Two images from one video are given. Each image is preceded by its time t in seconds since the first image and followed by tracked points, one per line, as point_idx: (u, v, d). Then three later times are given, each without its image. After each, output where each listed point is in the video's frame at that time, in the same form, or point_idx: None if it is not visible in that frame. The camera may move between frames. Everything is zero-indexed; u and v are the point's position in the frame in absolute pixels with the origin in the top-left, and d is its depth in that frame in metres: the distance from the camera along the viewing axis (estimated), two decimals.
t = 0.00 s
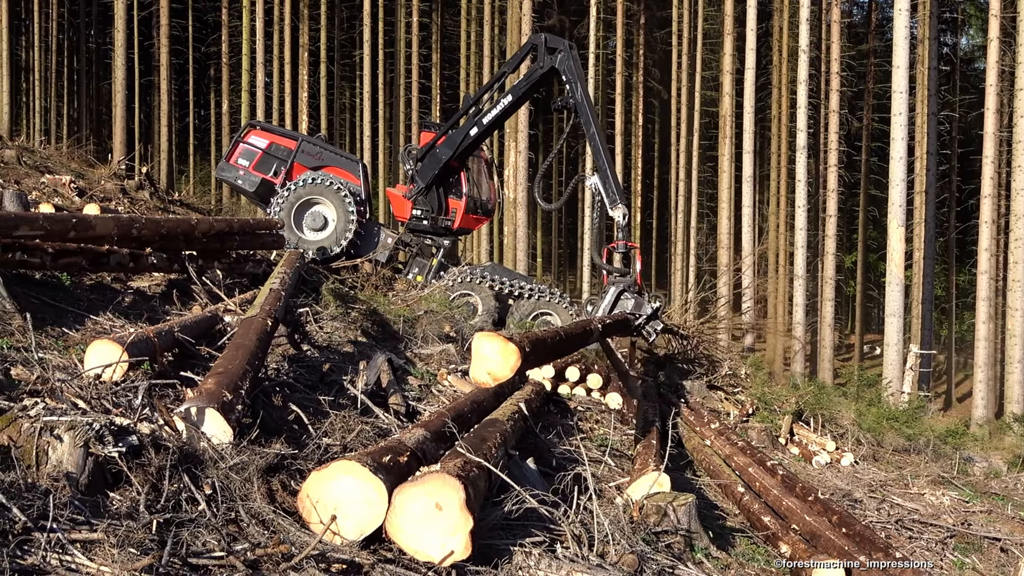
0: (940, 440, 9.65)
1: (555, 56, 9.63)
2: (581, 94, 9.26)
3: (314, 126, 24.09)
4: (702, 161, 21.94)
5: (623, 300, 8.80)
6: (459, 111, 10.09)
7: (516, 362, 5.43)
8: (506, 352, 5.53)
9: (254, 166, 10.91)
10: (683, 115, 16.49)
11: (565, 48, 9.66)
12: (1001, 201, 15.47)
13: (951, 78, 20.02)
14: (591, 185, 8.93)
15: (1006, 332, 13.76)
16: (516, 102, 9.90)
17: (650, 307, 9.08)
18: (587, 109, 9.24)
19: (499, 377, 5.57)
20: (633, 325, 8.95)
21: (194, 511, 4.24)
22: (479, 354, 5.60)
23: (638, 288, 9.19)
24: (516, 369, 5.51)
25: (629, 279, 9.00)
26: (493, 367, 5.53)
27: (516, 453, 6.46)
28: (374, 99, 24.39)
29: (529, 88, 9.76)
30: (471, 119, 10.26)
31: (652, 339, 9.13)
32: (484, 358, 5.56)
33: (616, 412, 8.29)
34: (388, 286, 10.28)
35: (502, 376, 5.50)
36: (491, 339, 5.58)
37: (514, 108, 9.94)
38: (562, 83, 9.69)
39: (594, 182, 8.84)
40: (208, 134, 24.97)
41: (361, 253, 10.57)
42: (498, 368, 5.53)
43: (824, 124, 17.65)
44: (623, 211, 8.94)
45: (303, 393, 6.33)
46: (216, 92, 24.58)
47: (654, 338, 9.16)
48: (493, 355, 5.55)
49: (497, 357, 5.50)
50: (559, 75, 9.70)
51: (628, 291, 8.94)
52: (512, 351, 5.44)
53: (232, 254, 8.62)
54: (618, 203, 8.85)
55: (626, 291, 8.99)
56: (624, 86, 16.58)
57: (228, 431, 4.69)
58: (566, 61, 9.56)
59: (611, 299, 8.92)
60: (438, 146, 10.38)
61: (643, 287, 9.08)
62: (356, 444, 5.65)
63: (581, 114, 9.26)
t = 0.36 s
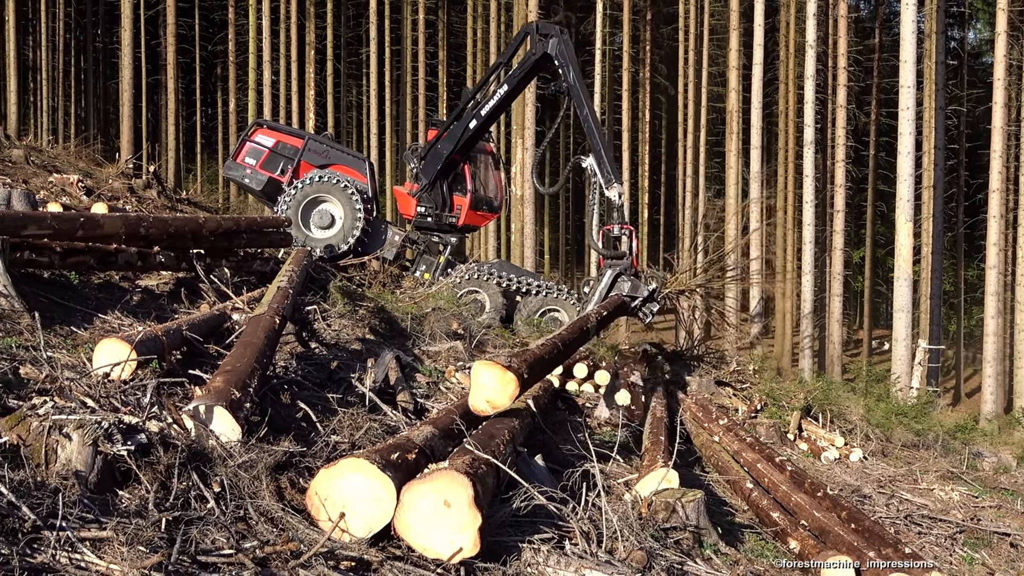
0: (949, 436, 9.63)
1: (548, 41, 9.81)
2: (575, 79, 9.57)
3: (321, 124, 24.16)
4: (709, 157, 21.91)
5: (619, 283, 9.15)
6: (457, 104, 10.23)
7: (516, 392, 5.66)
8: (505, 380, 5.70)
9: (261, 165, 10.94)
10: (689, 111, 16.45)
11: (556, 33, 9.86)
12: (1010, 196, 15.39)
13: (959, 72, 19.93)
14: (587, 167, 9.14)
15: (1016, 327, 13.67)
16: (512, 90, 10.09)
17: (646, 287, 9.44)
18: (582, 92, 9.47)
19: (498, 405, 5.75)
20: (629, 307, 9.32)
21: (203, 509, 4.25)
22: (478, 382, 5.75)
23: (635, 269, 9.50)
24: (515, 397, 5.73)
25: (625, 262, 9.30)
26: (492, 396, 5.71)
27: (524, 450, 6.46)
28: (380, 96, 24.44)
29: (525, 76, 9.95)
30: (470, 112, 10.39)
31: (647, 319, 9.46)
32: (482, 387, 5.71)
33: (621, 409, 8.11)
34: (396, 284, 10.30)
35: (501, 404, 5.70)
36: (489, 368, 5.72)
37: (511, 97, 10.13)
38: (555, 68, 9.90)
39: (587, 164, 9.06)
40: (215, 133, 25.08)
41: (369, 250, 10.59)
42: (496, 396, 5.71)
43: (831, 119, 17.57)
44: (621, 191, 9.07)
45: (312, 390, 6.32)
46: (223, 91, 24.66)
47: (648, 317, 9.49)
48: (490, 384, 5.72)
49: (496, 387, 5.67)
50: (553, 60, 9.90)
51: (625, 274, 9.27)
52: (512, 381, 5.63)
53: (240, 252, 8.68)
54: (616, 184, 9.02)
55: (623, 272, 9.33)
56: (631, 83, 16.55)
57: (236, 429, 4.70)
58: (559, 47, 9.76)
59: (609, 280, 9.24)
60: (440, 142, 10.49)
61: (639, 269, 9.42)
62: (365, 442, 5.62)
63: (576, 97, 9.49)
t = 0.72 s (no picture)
0: (957, 433, 9.60)
1: (543, 29, 9.86)
2: (570, 62, 9.47)
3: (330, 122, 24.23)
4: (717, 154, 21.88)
5: (614, 263, 9.17)
6: (457, 98, 10.33)
7: (518, 400, 5.72)
8: (507, 388, 5.75)
9: (269, 163, 10.95)
10: (698, 108, 16.42)
11: (551, 21, 9.90)
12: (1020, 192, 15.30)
13: (968, 69, 19.85)
14: (586, 148, 9.24)
15: None
16: (511, 81, 10.12)
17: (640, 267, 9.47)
18: (578, 76, 9.43)
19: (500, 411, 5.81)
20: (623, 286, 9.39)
21: (212, 506, 4.26)
22: (481, 387, 5.83)
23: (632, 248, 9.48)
24: (516, 405, 5.79)
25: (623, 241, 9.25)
26: (494, 402, 5.77)
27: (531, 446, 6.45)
28: (389, 94, 24.49)
29: (521, 65, 10.01)
30: (472, 106, 10.47)
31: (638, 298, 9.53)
32: (485, 392, 5.80)
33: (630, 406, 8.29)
34: (404, 281, 10.32)
35: (502, 410, 5.77)
36: (494, 375, 5.79)
37: (510, 87, 10.15)
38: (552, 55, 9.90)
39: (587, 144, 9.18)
40: (223, 131, 25.17)
41: (377, 247, 10.60)
42: (498, 403, 5.77)
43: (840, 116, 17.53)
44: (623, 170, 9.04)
45: (320, 387, 6.33)
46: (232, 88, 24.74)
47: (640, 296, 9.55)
48: (494, 390, 5.78)
49: (499, 394, 5.74)
50: (549, 47, 9.92)
51: (621, 253, 9.29)
52: (515, 389, 5.67)
53: (248, 249, 8.70)
54: (616, 163, 9.01)
55: (618, 252, 9.34)
56: (639, 80, 16.54)
57: (245, 426, 4.71)
58: (554, 34, 9.78)
59: (603, 258, 9.28)
60: (443, 137, 10.59)
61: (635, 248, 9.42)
62: (373, 438, 5.63)
63: (572, 81, 9.47)
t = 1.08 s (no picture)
0: (965, 432, 9.56)
1: (547, 27, 9.87)
2: (573, 58, 9.50)
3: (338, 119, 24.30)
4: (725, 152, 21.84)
5: (615, 256, 9.14)
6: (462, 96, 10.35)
7: (525, 401, 5.74)
8: (515, 388, 5.78)
9: (277, 160, 10.95)
10: (705, 106, 16.39)
11: (554, 19, 9.90)
12: None
13: (977, 68, 19.77)
14: (591, 144, 9.22)
15: None
16: (516, 79, 10.13)
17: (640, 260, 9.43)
18: (581, 71, 9.45)
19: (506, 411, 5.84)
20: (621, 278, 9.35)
21: (220, 502, 4.26)
22: (489, 385, 5.86)
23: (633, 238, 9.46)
24: (523, 405, 5.81)
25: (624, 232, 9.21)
26: (500, 401, 5.80)
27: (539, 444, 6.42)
28: (397, 91, 24.53)
29: (526, 63, 10.02)
30: (477, 104, 10.48)
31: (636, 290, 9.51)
32: (493, 390, 5.83)
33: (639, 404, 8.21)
34: (412, 279, 10.31)
35: (508, 409, 5.78)
36: (502, 373, 5.82)
37: (515, 85, 10.16)
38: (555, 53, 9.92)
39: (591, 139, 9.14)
40: (232, 128, 25.24)
41: (385, 245, 10.64)
42: (504, 401, 5.80)
43: (849, 114, 17.46)
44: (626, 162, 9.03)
45: (328, 384, 6.33)
46: (240, 86, 24.82)
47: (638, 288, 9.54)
48: (501, 389, 5.81)
49: (506, 393, 5.77)
50: (554, 45, 9.92)
51: (621, 245, 9.27)
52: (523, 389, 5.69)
53: (256, 247, 8.76)
54: (619, 155, 8.97)
55: (618, 244, 9.32)
56: (647, 78, 16.52)
57: (253, 423, 4.70)
58: (558, 31, 9.79)
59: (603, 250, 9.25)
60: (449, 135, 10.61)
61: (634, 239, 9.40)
62: (381, 436, 5.64)
63: (575, 75, 9.49)
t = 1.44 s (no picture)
0: (973, 431, 9.51)
1: (551, 30, 9.78)
2: (576, 61, 9.44)
3: (346, 118, 24.35)
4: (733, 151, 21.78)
5: (617, 259, 9.06)
6: (467, 97, 10.34)
7: (530, 402, 5.48)
8: (519, 388, 5.52)
9: (285, 158, 10.97)
10: (713, 104, 16.34)
11: (558, 21, 9.82)
12: None
13: (985, 66, 19.67)
14: (594, 146, 9.23)
15: None
16: (521, 81, 10.07)
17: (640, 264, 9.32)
18: (582, 73, 9.39)
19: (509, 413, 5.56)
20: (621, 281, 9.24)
21: (227, 499, 4.26)
22: (491, 386, 5.57)
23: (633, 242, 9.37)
24: (527, 407, 5.52)
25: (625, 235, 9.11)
26: (503, 403, 5.52)
27: (546, 442, 6.40)
28: (405, 90, 24.58)
29: (530, 66, 9.95)
30: (483, 105, 10.45)
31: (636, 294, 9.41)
32: (496, 391, 5.54)
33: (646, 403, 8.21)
34: (419, 277, 10.31)
35: (511, 411, 5.49)
36: (506, 374, 5.56)
37: (520, 88, 10.10)
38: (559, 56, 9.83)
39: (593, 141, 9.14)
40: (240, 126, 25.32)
41: (392, 243, 10.62)
42: (508, 403, 5.50)
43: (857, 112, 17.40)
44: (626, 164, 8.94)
45: (335, 382, 6.34)
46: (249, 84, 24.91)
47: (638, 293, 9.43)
48: (504, 389, 5.53)
49: (509, 394, 5.48)
50: (557, 48, 9.85)
51: (622, 248, 9.16)
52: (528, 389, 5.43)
53: (263, 245, 8.78)
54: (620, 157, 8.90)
55: (618, 247, 9.18)
56: (654, 76, 16.48)
57: (260, 421, 4.74)
58: (562, 34, 9.72)
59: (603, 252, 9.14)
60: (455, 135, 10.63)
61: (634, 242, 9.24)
62: (388, 434, 5.62)
63: (575, 76, 9.47)
